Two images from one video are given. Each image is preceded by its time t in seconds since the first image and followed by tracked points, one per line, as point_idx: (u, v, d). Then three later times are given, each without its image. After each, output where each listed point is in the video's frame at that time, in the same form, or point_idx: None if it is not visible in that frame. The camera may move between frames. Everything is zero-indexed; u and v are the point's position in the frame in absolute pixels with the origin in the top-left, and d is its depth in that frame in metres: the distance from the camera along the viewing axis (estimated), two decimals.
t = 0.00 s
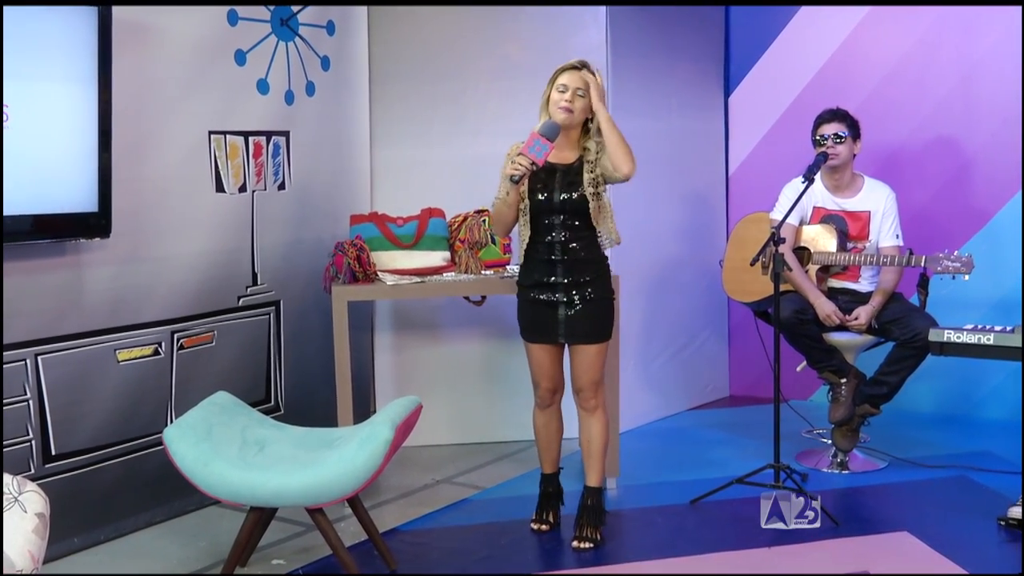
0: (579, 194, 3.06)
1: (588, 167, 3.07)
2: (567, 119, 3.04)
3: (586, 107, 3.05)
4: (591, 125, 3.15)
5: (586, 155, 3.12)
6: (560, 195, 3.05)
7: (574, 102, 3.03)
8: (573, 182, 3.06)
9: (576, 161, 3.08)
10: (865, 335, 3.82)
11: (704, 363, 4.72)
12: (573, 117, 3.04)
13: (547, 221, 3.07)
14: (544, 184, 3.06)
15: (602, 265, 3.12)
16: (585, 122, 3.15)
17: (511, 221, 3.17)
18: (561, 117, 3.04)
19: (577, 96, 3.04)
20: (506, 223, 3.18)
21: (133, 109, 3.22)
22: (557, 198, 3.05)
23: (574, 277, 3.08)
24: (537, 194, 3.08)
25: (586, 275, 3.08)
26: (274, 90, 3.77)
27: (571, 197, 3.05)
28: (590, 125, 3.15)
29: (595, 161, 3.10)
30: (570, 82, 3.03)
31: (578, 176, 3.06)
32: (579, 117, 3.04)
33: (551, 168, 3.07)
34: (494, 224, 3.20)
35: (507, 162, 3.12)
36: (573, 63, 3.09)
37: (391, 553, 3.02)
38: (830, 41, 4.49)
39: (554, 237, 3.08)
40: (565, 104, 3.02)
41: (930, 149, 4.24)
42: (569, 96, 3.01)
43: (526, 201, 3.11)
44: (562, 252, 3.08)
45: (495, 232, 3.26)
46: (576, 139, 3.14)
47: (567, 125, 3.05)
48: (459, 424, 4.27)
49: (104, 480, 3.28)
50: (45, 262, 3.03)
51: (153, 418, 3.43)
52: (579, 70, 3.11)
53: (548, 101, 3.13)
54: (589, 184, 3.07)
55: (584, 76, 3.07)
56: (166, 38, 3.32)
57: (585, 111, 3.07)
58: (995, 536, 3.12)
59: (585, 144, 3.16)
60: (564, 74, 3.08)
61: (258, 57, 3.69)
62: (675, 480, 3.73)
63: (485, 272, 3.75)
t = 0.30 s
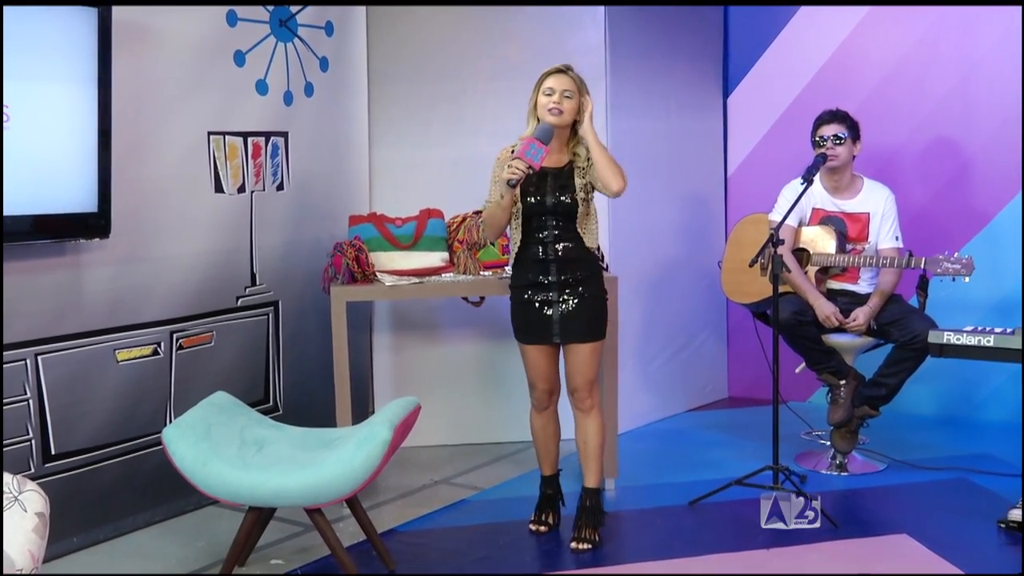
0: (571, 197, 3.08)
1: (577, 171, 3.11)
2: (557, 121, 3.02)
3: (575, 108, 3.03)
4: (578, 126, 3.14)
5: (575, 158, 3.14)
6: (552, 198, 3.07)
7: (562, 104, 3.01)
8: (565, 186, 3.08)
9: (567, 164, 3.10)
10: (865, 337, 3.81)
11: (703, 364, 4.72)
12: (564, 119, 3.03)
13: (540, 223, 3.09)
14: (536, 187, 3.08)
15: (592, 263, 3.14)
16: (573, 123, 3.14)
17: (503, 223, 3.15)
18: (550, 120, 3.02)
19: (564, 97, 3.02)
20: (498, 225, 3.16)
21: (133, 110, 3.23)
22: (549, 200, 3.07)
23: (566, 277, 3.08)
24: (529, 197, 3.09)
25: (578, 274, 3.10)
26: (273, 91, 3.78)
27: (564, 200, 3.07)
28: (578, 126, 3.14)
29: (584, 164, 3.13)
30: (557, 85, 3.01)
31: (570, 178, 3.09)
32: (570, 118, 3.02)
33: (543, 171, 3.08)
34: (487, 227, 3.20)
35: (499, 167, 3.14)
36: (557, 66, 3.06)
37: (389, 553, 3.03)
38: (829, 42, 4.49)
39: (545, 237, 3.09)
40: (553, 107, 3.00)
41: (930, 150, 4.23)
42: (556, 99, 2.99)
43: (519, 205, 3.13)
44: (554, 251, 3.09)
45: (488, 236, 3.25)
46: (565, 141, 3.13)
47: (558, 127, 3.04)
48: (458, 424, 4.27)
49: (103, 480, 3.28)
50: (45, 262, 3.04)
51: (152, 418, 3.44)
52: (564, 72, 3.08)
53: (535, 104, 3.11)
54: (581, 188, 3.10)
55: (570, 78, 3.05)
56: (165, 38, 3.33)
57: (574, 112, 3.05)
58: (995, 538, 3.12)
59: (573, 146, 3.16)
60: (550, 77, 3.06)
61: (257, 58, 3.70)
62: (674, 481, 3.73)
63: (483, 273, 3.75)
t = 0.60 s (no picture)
0: (567, 199, 3.07)
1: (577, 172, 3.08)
2: (549, 120, 3.02)
3: (565, 106, 3.03)
4: (571, 125, 3.12)
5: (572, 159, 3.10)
6: (549, 200, 3.06)
7: (552, 103, 3.01)
8: (561, 187, 3.06)
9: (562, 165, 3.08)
10: (869, 337, 3.79)
11: (706, 365, 4.71)
12: (555, 118, 3.02)
13: (536, 224, 3.09)
14: (533, 190, 3.07)
15: (588, 265, 3.15)
16: (564, 123, 3.13)
17: (502, 228, 3.14)
18: (542, 120, 3.02)
19: (553, 96, 3.02)
20: (498, 229, 3.14)
21: (136, 110, 3.23)
22: (546, 202, 3.06)
23: (561, 276, 3.10)
24: (526, 199, 3.08)
25: (574, 274, 3.11)
26: (276, 92, 3.78)
27: (559, 203, 3.06)
28: (570, 125, 3.12)
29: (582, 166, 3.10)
30: (544, 85, 3.01)
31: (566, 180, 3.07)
32: (561, 117, 3.02)
33: (540, 174, 3.07)
34: (486, 231, 3.17)
35: (495, 172, 3.12)
36: (542, 67, 3.06)
37: (392, 554, 3.02)
38: (833, 43, 4.48)
39: (542, 237, 3.10)
40: (543, 107, 3.00)
41: (933, 151, 4.23)
42: (545, 99, 2.99)
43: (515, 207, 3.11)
44: (551, 251, 3.10)
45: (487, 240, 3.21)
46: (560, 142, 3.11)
47: (550, 126, 3.03)
48: (460, 425, 4.26)
49: (106, 480, 3.29)
50: (48, 262, 3.04)
51: (155, 418, 3.44)
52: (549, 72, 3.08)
53: (525, 107, 3.11)
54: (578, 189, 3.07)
55: (556, 77, 3.04)
56: (169, 39, 3.33)
57: (564, 110, 3.05)
58: (999, 539, 3.11)
59: (569, 146, 3.14)
60: (535, 78, 3.05)
61: (261, 58, 3.70)
62: (677, 482, 3.72)
63: (487, 274, 3.75)
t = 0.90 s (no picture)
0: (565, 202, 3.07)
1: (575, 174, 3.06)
2: (546, 124, 3.02)
3: (562, 109, 3.03)
4: (568, 127, 3.11)
5: (570, 161, 3.10)
6: (547, 203, 3.07)
7: (549, 107, 3.02)
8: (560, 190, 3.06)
9: (559, 168, 3.08)
10: (871, 339, 3.79)
11: (708, 366, 4.71)
12: (552, 122, 3.03)
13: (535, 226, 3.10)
14: (532, 193, 3.07)
15: (587, 266, 3.16)
16: (562, 125, 3.13)
17: (502, 232, 3.13)
18: (539, 125, 3.03)
19: (550, 100, 3.02)
20: (498, 234, 3.13)
21: (138, 112, 3.23)
22: (545, 205, 3.07)
23: (560, 276, 3.11)
24: (525, 202, 3.09)
25: (573, 274, 3.11)
26: (278, 94, 3.78)
27: (558, 205, 3.07)
28: (567, 128, 3.13)
29: (580, 168, 3.09)
30: (540, 89, 3.02)
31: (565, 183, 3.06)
32: (558, 120, 3.03)
33: (538, 177, 3.07)
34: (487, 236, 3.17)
35: (494, 177, 3.12)
36: (538, 70, 3.06)
37: (395, 556, 3.02)
38: (835, 45, 4.48)
39: (541, 238, 3.10)
40: (540, 111, 3.01)
41: (935, 151, 4.23)
42: (542, 103, 3.00)
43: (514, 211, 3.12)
44: (550, 251, 3.11)
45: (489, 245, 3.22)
46: (558, 144, 3.12)
47: (548, 130, 3.04)
48: (463, 427, 4.26)
49: (108, 483, 3.28)
50: (50, 265, 3.04)
51: (157, 421, 3.44)
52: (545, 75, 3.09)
53: (522, 110, 3.11)
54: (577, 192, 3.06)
55: (553, 80, 3.05)
56: (171, 41, 3.32)
57: (561, 113, 3.05)
58: (1001, 540, 3.11)
59: (566, 148, 3.14)
60: (531, 82, 3.06)
61: (263, 60, 3.70)
62: (679, 484, 3.72)
63: (489, 276, 3.77)
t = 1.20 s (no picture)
0: (557, 205, 3.06)
1: (565, 176, 3.06)
2: (537, 129, 3.04)
3: (553, 113, 3.04)
4: (559, 130, 3.12)
5: (561, 163, 3.10)
6: (538, 206, 3.06)
7: (539, 110, 3.02)
8: (552, 193, 3.06)
9: (552, 171, 3.07)
10: (865, 341, 3.81)
11: (704, 368, 4.71)
12: (543, 126, 3.04)
13: (528, 231, 3.09)
14: (524, 197, 3.07)
15: (579, 270, 3.14)
16: (552, 128, 3.13)
17: (499, 237, 3.12)
18: (529, 128, 3.04)
19: (541, 104, 3.03)
20: (495, 238, 3.12)
21: (133, 114, 3.23)
22: (536, 209, 3.06)
23: (553, 282, 3.10)
24: (518, 206, 3.08)
25: (565, 280, 3.10)
26: (273, 96, 3.77)
27: (550, 208, 3.06)
28: (558, 130, 3.13)
29: (571, 170, 3.08)
30: (531, 93, 3.02)
31: (555, 185, 3.05)
32: (549, 124, 3.03)
33: (530, 180, 3.07)
34: (484, 241, 3.16)
35: (487, 180, 3.13)
36: (528, 73, 3.05)
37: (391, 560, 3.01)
38: (830, 47, 4.49)
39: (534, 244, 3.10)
40: (530, 115, 3.02)
41: (930, 153, 4.22)
42: (532, 107, 3.01)
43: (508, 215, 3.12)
44: (542, 256, 3.10)
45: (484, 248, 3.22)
46: (549, 147, 3.13)
47: (538, 134, 3.05)
48: (459, 429, 4.26)
49: (103, 486, 3.28)
50: (46, 267, 3.03)
51: (152, 423, 3.44)
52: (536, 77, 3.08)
53: (512, 114, 3.12)
54: (568, 195, 3.06)
55: (544, 83, 3.04)
56: (165, 43, 3.32)
57: (552, 117, 3.06)
58: (996, 541, 3.12)
59: (557, 150, 3.14)
60: (522, 86, 3.06)
61: (258, 62, 3.69)
62: (675, 486, 3.72)
63: (484, 278, 3.79)
